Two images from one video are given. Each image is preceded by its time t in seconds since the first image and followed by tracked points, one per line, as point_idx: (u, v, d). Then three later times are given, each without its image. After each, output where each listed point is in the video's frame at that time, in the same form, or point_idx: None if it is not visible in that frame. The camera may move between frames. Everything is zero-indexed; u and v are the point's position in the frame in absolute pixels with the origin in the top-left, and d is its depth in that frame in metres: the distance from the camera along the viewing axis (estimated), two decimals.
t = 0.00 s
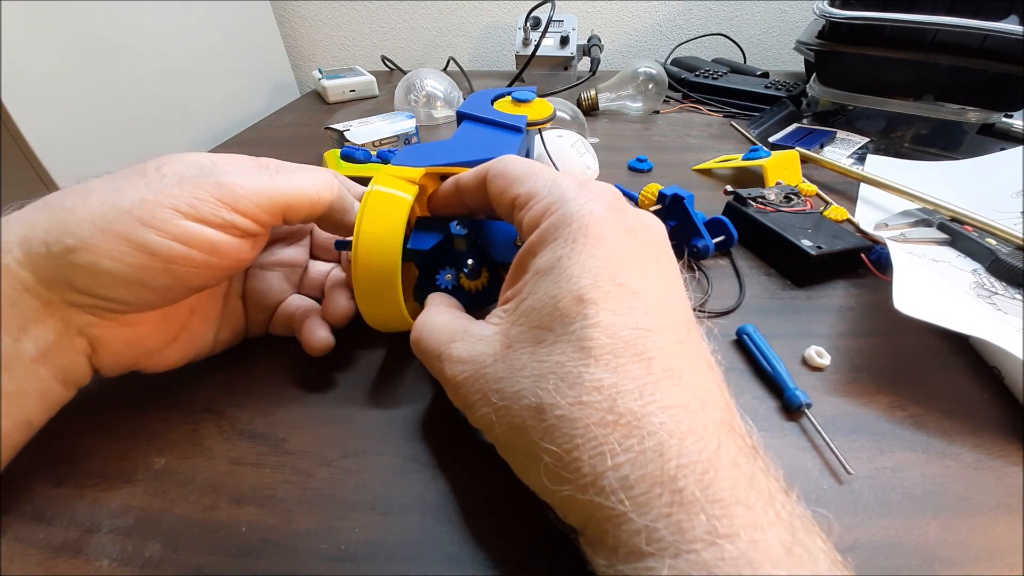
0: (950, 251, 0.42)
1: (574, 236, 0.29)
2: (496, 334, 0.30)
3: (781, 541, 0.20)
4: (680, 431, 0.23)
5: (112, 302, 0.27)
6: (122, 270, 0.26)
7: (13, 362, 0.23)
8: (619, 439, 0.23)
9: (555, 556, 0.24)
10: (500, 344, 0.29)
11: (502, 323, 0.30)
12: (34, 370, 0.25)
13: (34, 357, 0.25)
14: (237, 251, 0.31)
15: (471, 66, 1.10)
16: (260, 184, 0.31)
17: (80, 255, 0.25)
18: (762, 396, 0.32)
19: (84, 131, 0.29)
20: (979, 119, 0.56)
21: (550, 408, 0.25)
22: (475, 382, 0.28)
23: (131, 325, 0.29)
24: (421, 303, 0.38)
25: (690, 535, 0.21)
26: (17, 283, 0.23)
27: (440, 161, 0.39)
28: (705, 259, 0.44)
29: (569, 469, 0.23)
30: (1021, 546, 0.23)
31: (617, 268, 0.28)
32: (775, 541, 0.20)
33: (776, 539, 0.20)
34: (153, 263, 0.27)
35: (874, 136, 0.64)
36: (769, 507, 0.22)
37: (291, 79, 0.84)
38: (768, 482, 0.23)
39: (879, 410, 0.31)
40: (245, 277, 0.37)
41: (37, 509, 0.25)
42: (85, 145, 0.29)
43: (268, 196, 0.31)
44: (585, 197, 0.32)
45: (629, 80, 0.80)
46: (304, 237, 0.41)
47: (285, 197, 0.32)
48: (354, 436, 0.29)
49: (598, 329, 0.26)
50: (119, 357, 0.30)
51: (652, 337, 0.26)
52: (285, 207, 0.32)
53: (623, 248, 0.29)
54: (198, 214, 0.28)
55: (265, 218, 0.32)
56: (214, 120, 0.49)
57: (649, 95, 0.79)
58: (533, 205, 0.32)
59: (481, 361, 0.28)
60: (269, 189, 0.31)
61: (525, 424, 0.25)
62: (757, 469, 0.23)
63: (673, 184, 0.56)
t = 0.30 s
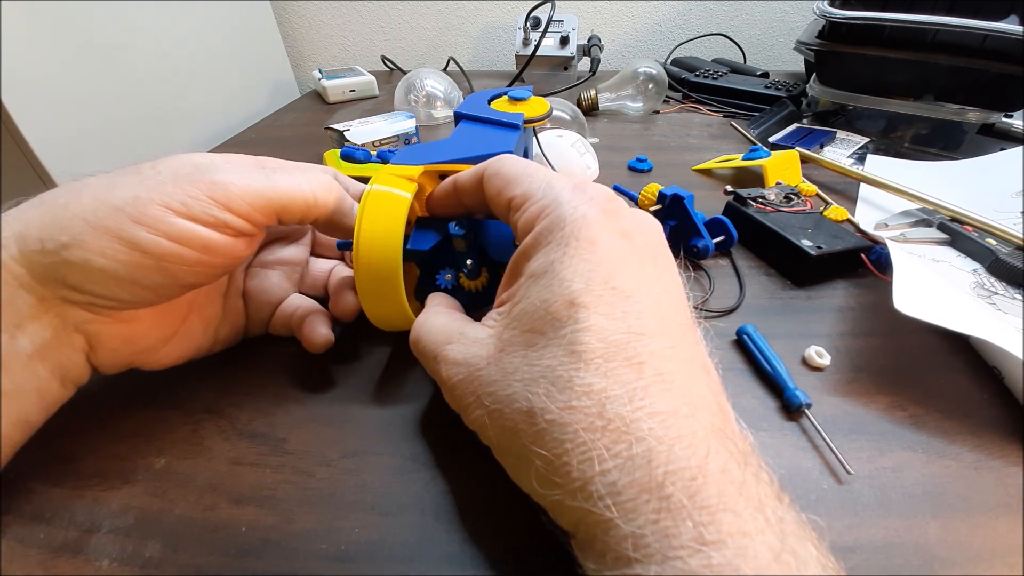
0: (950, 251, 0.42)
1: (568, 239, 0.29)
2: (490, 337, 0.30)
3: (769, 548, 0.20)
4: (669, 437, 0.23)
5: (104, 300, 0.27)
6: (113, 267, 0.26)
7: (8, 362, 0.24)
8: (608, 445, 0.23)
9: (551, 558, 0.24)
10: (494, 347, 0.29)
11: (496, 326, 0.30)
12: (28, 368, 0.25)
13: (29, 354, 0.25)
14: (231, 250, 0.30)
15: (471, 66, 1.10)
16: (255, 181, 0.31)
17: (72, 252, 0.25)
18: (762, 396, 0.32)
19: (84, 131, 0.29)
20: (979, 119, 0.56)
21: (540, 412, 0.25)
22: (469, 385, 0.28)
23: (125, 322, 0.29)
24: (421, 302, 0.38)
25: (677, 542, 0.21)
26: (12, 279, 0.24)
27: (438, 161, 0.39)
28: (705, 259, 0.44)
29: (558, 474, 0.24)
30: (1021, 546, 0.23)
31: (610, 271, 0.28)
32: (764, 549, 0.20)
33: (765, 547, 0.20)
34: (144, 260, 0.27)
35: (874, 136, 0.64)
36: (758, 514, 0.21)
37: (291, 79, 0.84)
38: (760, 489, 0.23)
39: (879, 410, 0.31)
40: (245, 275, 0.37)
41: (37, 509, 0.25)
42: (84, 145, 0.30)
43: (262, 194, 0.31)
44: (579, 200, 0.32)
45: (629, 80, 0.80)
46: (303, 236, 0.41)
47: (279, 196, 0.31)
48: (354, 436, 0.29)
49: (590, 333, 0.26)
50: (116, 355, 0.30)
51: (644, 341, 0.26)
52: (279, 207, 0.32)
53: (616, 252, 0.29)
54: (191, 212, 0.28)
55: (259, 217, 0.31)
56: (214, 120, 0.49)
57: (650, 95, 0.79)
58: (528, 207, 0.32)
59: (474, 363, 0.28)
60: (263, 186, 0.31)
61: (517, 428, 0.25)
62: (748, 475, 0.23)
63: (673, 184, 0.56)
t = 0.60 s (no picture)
0: (950, 251, 0.42)
1: (569, 239, 0.29)
2: (491, 337, 0.30)
3: (769, 548, 0.20)
4: (670, 436, 0.23)
5: (109, 304, 0.27)
6: (117, 273, 0.26)
7: (8, 364, 0.24)
8: (609, 444, 0.23)
9: (552, 557, 0.24)
10: (495, 346, 0.29)
11: (497, 325, 0.30)
12: (27, 371, 0.25)
13: (29, 358, 0.25)
14: (235, 254, 0.30)
15: (471, 66, 1.10)
16: (259, 187, 0.31)
17: (74, 257, 0.25)
18: (762, 396, 0.32)
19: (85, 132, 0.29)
20: (979, 119, 0.56)
21: (541, 411, 0.25)
22: (470, 384, 0.28)
23: (128, 326, 0.29)
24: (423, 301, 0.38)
25: (678, 540, 0.21)
26: (11, 283, 0.24)
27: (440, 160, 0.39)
28: (705, 260, 0.44)
29: (559, 473, 0.24)
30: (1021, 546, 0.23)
31: (611, 271, 0.28)
32: (764, 548, 0.20)
33: (765, 546, 0.20)
34: (151, 265, 0.27)
35: (874, 136, 0.64)
36: (759, 513, 0.21)
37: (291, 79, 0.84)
38: (761, 488, 0.23)
39: (879, 410, 0.31)
40: (243, 279, 0.36)
41: (37, 509, 0.25)
42: (85, 145, 0.30)
43: (267, 198, 0.31)
44: (580, 200, 0.32)
45: (629, 80, 0.80)
46: (304, 237, 0.41)
47: (282, 199, 0.32)
48: (354, 436, 0.29)
49: (591, 332, 0.26)
50: (114, 358, 0.30)
51: (645, 341, 0.26)
52: (283, 211, 0.32)
53: (618, 251, 0.29)
54: (195, 217, 0.28)
55: (263, 222, 0.31)
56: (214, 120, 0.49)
57: (649, 95, 0.79)
58: (529, 206, 0.32)
59: (475, 362, 0.28)
60: (267, 191, 0.31)
61: (518, 427, 0.25)
62: (749, 474, 0.23)
63: (673, 184, 0.56)
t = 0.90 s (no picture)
0: (950, 251, 0.42)
1: (568, 239, 0.29)
2: (491, 337, 0.30)
3: (769, 548, 0.20)
4: (669, 436, 0.23)
5: (97, 308, 0.27)
6: (104, 276, 0.26)
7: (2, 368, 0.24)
8: (608, 444, 0.23)
9: (551, 557, 0.24)
10: (495, 347, 0.29)
11: (496, 325, 0.30)
12: (21, 374, 0.25)
13: (21, 360, 0.25)
14: (221, 258, 0.31)
15: (471, 66, 1.10)
16: (246, 189, 0.31)
17: (62, 260, 0.25)
18: (762, 396, 0.32)
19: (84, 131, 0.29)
20: (979, 119, 0.56)
21: (540, 411, 0.25)
22: (469, 384, 0.28)
23: (120, 327, 0.29)
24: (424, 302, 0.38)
25: (677, 541, 0.21)
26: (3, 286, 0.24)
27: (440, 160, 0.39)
28: (705, 260, 0.44)
29: (559, 473, 0.24)
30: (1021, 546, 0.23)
31: (610, 271, 0.28)
32: (763, 548, 0.20)
33: (764, 546, 0.20)
34: (138, 270, 0.27)
35: (874, 136, 0.64)
36: (758, 513, 0.21)
37: (291, 79, 0.84)
38: (761, 488, 0.23)
39: (879, 410, 0.31)
40: (243, 278, 0.37)
41: (36, 509, 0.25)
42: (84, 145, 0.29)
43: (250, 208, 0.30)
44: (579, 200, 0.32)
45: (629, 80, 0.80)
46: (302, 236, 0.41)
47: (266, 211, 0.31)
48: (354, 436, 0.29)
49: (590, 333, 0.26)
50: (111, 360, 0.30)
51: (644, 341, 0.26)
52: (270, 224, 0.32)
53: (617, 252, 0.29)
54: (179, 222, 0.28)
55: (245, 232, 0.31)
56: (214, 120, 0.49)
57: (649, 95, 0.79)
58: (529, 207, 0.32)
59: (475, 362, 0.28)
60: (254, 194, 0.31)
61: (517, 427, 0.25)
62: (748, 474, 0.23)
63: (673, 184, 0.56)
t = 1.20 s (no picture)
0: (950, 251, 0.42)
1: (566, 240, 0.29)
2: (489, 337, 0.30)
3: (768, 548, 0.20)
4: (667, 437, 0.23)
5: (113, 310, 0.27)
6: (122, 277, 0.26)
7: (13, 369, 0.24)
8: (607, 445, 0.23)
9: (550, 558, 0.24)
10: (494, 347, 0.29)
11: (495, 326, 0.30)
12: (31, 377, 0.25)
13: (34, 363, 0.25)
14: (239, 257, 0.30)
15: (471, 66, 1.10)
16: (264, 186, 0.30)
17: (79, 263, 0.25)
18: (762, 396, 0.32)
19: (83, 131, 0.29)
20: (979, 119, 0.56)
21: (539, 412, 0.25)
22: (469, 384, 0.28)
23: (131, 331, 0.29)
24: (424, 302, 0.38)
25: (676, 542, 0.21)
26: (16, 289, 0.24)
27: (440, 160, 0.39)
28: (705, 260, 0.44)
29: (558, 473, 0.23)
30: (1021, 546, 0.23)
31: (608, 272, 0.28)
32: (762, 548, 0.20)
33: (763, 546, 0.20)
34: (154, 270, 0.27)
35: (874, 136, 0.64)
36: (757, 513, 0.21)
37: (291, 79, 0.84)
38: (760, 488, 0.23)
39: (879, 410, 0.31)
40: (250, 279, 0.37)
41: (36, 509, 0.25)
42: (83, 145, 0.29)
43: (269, 197, 0.30)
44: (578, 201, 0.32)
45: (629, 80, 0.80)
46: (307, 238, 0.42)
47: (285, 200, 0.31)
48: (354, 436, 0.29)
49: (588, 334, 0.26)
50: (120, 363, 0.30)
51: (642, 342, 0.26)
52: (287, 210, 0.32)
53: (615, 253, 0.29)
54: (198, 219, 0.28)
55: (267, 222, 0.31)
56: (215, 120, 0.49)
57: (649, 95, 0.79)
58: (527, 207, 0.32)
59: (474, 363, 0.28)
60: (271, 192, 0.30)
61: (516, 428, 0.25)
62: (748, 475, 0.23)
63: (673, 184, 0.56)
